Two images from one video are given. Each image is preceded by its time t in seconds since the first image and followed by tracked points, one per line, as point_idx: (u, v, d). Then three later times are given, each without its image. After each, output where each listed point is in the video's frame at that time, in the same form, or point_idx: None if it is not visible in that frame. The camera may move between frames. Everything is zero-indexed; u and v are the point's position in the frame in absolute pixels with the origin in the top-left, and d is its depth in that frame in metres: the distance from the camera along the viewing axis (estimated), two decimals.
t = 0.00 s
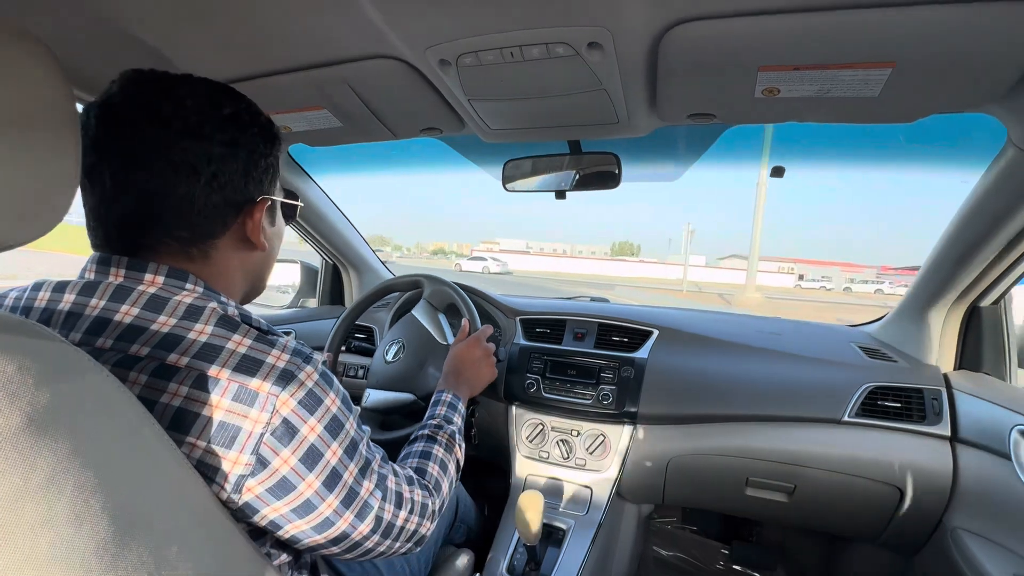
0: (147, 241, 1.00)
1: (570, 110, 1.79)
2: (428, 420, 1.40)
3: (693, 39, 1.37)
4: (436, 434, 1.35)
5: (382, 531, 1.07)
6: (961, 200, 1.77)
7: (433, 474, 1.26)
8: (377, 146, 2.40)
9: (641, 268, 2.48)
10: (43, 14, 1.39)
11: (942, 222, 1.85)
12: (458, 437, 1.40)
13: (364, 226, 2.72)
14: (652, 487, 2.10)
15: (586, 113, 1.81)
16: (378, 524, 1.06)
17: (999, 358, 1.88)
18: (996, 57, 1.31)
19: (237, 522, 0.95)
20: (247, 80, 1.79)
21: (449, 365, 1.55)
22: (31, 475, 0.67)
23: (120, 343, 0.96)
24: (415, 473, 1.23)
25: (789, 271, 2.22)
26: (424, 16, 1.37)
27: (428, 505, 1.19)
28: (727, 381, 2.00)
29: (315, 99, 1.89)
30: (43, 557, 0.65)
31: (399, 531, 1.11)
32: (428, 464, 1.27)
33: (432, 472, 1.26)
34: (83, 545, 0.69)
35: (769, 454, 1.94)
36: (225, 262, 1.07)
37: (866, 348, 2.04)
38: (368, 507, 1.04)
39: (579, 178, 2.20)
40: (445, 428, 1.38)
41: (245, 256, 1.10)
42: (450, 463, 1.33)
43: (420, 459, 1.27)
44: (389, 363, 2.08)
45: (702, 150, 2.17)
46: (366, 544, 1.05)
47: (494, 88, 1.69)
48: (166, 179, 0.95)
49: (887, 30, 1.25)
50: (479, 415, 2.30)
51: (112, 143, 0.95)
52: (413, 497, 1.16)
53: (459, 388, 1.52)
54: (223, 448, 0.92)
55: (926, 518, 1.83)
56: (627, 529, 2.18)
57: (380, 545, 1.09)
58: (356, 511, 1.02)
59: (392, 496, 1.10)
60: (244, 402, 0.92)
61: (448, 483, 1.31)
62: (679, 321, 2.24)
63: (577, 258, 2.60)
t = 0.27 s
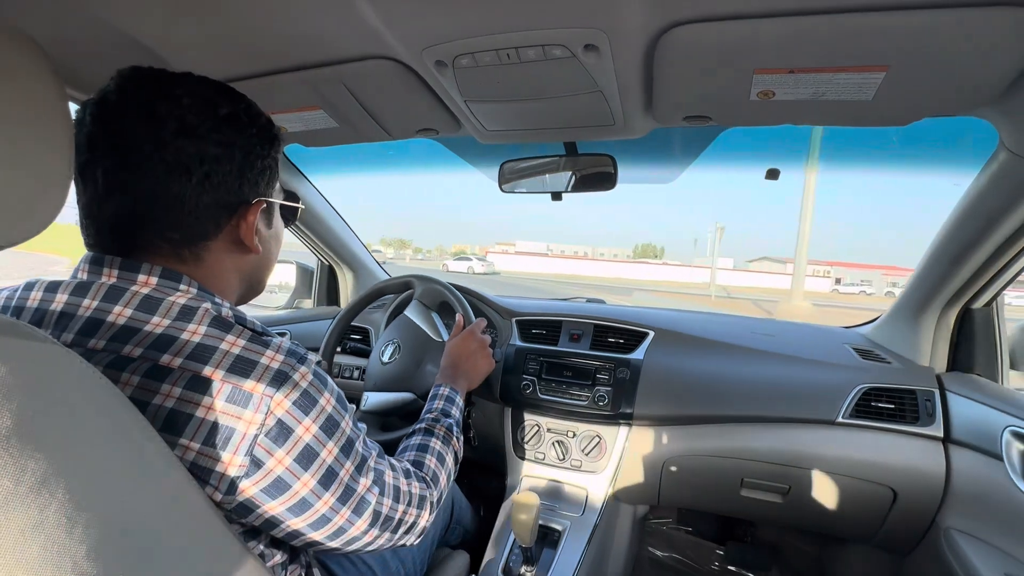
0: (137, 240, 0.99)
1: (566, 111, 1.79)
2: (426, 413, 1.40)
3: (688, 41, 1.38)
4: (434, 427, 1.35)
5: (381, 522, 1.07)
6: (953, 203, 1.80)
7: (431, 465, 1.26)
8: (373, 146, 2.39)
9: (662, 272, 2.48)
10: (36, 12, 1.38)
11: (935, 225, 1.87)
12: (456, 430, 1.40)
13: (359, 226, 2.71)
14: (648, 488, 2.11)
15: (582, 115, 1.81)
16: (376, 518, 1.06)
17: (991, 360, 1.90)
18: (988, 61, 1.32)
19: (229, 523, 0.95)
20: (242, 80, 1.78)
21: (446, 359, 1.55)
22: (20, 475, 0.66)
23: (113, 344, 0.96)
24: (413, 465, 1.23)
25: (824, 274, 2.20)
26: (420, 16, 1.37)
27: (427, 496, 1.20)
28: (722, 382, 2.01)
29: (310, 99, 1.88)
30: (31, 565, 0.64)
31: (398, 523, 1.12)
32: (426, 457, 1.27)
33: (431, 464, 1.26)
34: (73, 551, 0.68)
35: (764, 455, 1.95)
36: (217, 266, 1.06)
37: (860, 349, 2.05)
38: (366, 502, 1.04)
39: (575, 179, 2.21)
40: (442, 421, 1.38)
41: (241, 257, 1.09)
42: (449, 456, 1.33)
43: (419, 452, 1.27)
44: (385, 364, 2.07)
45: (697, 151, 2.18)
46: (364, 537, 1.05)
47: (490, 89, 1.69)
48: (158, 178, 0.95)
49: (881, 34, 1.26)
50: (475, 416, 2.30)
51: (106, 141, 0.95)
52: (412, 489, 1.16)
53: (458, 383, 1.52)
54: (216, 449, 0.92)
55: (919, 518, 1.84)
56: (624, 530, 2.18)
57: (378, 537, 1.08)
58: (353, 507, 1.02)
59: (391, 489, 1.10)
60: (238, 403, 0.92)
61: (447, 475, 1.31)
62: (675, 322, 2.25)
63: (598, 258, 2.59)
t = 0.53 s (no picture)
0: (147, 241, 0.99)
1: (563, 111, 1.80)
2: (427, 409, 1.39)
3: (686, 41, 1.38)
4: (435, 423, 1.34)
5: (384, 518, 1.07)
6: (950, 201, 1.81)
7: (433, 462, 1.26)
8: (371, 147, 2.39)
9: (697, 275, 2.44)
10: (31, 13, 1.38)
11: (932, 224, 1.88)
12: (457, 425, 1.40)
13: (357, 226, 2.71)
14: (647, 488, 2.11)
15: (580, 115, 1.81)
16: (378, 514, 1.06)
17: (988, 356, 1.89)
18: (983, 61, 1.33)
19: (227, 524, 0.95)
20: (239, 80, 1.77)
21: (446, 356, 1.54)
22: (16, 482, 0.69)
23: (112, 346, 0.95)
24: (415, 461, 1.23)
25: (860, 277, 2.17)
26: (418, 17, 1.37)
27: (429, 492, 1.20)
28: (720, 381, 2.01)
29: (308, 100, 1.88)
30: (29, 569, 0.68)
31: (401, 518, 1.11)
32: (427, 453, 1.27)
33: (432, 460, 1.26)
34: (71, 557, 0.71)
35: (762, 454, 1.95)
36: (224, 267, 1.07)
37: (857, 347, 2.06)
38: (367, 500, 1.04)
39: (575, 179, 2.22)
40: (444, 417, 1.38)
41: (246, 260, 1.10)
42: (450, 451, 1.34)
43: (421, 448, 1.27)
44: (384, 365, 2.07)
45: (694, 151, 2.19)
46: (366, 534, 1.05)
47: (488, 89, 1.69)
48: (178, 183, 0.94)
49: (877, 33, 1.26)
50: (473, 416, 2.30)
51: (120, 142, 0.94)
52: (413, 483, 1.16)
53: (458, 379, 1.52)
54: (216, 451, 0.91)
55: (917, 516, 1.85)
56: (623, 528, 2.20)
57: (383, 533, 1.08)
58: (354, 504, 1.02)
59: (393, 485, 1.10)
60: (237, 405, 0.92)
61: (448, 471, 1.31)
62: (673, 321, 2.25)
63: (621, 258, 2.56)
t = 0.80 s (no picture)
0: (128, 241, 0.97)
1: (561, 113, 1.79)
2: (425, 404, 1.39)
3: (684, 43, 1.38)
4: (433, 417, 1.34)
5: (380, 510, 1.07)
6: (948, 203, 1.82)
7: (430, 454, 1.26)
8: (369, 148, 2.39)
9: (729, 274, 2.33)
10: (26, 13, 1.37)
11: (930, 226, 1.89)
12: (455, 419, 1.39)
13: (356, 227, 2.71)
14: (645, 490, 2.11)
15: (578, 117, 1.81)
16: (374, 505, 1.05)
17: (986, 359, 1.89)
18: (980, 64, 1.33)
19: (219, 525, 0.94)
20: (236, 81, 1.77)
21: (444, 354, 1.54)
22: None
23: (98, 343, 0.95)
24: (412, 453, 1.23)
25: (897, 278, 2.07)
26: (415, 17, 1.36)
27: (426, 483, 1.20)
28: (718, 384, 2.01)
29: (305, 100, 1.87)
30: None
31: (398, 509, 1.11)
32: (425, 444, 1.26)
33: (429, 451, 1.26)
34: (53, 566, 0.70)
35: (760, 456, 1.95)
36: (210, 263, 1.05)
37: (855, 350, 2.06)
38: (364, 493, 1.03)
39: (572, 180, 2.21)
40: (441, 411, 1.37)
41: (234, 256, 1.08)
42: (448, 444, 1.33)
43: (419, 440, 1.27)
44: (381, 366, 2.06)
45: (692, 153, 2.19)
46: (363, 526, 1.05)
47: (486, 91, 1.69)
48: (155, 178, 0.94)
49: (875, 36, 1.26)
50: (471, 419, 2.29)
51: (97, 141, 0.94)
52: (409, 475, 1.15)
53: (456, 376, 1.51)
54: (206, 450, 0.91)
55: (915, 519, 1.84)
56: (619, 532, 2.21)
57: (378, 526, 1.08)
58: (349, 497, 1.01)
59: (390, 477, 1.10)
60: (226, 402, 0.91)
61: (447, 464, 1.31)
62: (671, 323, 2.24)
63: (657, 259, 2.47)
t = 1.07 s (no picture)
0: (125, 243, 0.98)
1: (561, 114, 1.80)
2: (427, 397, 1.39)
3: (684, 45, 1.39)
4: (435, 410, 1.34)
5: (385, 504, 1.08)
6: (946, 206, 1.82)
7: (433, 446, 1.26)
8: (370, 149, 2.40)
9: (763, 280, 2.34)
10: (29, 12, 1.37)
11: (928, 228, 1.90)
12: (458, 411, 1.39)
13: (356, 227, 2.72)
14: (644, 490, 2.12)
15: (578, 118, 1.82)
16: (378, 500, 1.07)
17: (982, 360, 1.90)
18: (977, 67, 1.34)
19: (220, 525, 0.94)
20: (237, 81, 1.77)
21: (445, 349, 1.54)
22: None
23: (101, 345, 0.95)
24: (415, 446, 1.24)
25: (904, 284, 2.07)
26: (417, 19, 1.37)
27: (429, 474, 1.21)
28: (716, 384, 2.02)
29: (306, 101, 1.88)
30: None
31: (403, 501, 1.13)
32: (427, 436, 1.27)
33: (432, 443, 1.26)
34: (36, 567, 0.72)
35: (758, 457, 1.95)
36: (208, 266, 1.05)
37: (854, 352, 2.06)
38: (368, 489, 1.04)
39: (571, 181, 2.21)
40: (444, 403, 1.38)
41: (234, 257, 1.09)
42: (451, 436, 1.33)
43: (422, 433, 1.28)
44: (382, 365, 2.07)
45: (691, 155, 2.20)
46: (369, 520, 1.06)
47: (487, 92, 1.69)
48: (146, 179, 0.94)
49: (873, 39, 1.27)
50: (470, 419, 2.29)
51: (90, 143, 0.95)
52: (413, 468, 1.16)
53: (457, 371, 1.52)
54: (208, 451, 0.91)
55: (913, 520, 1.85)
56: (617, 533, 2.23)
57: (385, 518, 1.10)
58: (353, 494, 1.02)
59: (394, 471, 1.11)
60: (228, 402, 0.92)
61: (451, 457, 1.31)
62: (670, 324, 2.25)
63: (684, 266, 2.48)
